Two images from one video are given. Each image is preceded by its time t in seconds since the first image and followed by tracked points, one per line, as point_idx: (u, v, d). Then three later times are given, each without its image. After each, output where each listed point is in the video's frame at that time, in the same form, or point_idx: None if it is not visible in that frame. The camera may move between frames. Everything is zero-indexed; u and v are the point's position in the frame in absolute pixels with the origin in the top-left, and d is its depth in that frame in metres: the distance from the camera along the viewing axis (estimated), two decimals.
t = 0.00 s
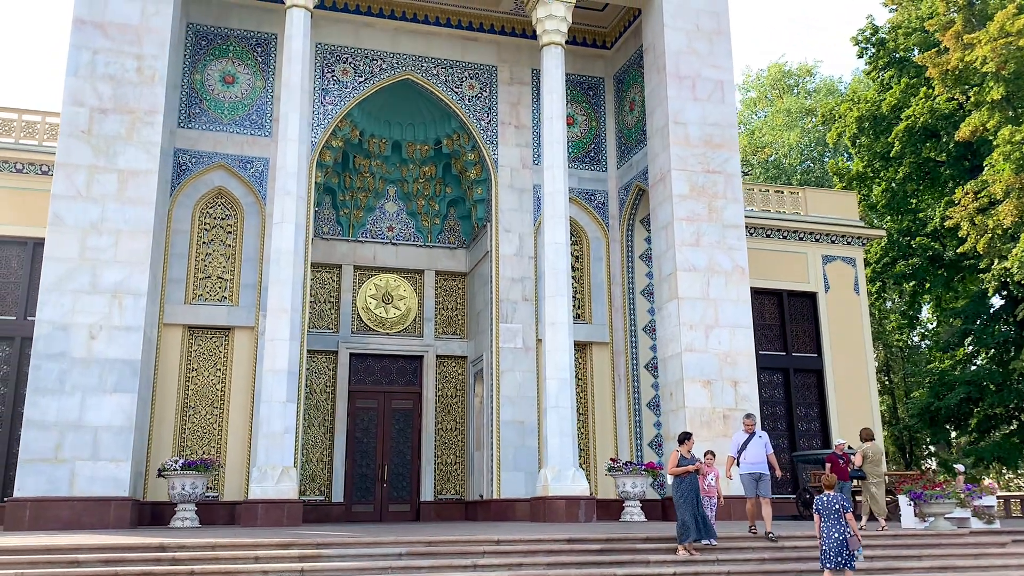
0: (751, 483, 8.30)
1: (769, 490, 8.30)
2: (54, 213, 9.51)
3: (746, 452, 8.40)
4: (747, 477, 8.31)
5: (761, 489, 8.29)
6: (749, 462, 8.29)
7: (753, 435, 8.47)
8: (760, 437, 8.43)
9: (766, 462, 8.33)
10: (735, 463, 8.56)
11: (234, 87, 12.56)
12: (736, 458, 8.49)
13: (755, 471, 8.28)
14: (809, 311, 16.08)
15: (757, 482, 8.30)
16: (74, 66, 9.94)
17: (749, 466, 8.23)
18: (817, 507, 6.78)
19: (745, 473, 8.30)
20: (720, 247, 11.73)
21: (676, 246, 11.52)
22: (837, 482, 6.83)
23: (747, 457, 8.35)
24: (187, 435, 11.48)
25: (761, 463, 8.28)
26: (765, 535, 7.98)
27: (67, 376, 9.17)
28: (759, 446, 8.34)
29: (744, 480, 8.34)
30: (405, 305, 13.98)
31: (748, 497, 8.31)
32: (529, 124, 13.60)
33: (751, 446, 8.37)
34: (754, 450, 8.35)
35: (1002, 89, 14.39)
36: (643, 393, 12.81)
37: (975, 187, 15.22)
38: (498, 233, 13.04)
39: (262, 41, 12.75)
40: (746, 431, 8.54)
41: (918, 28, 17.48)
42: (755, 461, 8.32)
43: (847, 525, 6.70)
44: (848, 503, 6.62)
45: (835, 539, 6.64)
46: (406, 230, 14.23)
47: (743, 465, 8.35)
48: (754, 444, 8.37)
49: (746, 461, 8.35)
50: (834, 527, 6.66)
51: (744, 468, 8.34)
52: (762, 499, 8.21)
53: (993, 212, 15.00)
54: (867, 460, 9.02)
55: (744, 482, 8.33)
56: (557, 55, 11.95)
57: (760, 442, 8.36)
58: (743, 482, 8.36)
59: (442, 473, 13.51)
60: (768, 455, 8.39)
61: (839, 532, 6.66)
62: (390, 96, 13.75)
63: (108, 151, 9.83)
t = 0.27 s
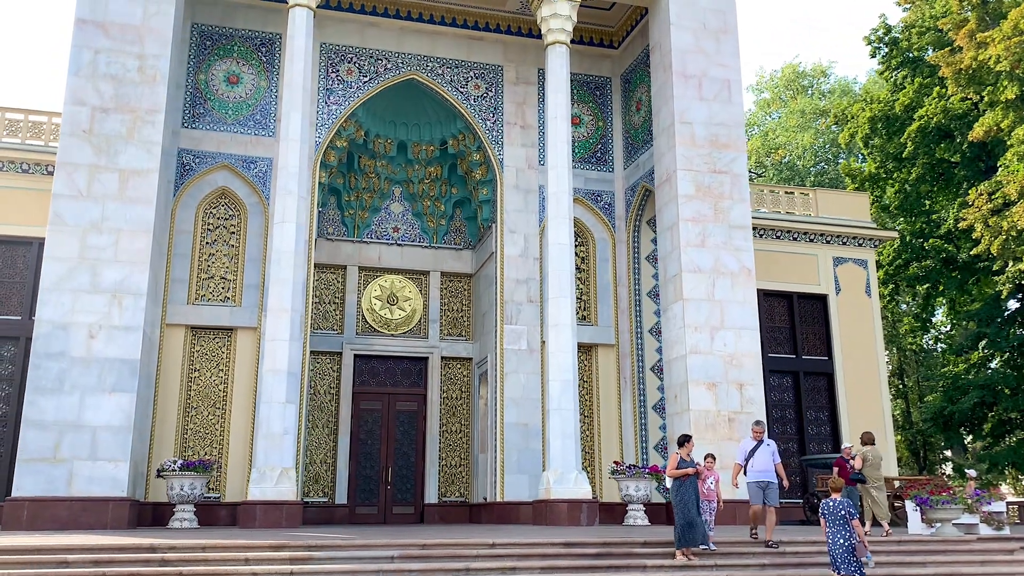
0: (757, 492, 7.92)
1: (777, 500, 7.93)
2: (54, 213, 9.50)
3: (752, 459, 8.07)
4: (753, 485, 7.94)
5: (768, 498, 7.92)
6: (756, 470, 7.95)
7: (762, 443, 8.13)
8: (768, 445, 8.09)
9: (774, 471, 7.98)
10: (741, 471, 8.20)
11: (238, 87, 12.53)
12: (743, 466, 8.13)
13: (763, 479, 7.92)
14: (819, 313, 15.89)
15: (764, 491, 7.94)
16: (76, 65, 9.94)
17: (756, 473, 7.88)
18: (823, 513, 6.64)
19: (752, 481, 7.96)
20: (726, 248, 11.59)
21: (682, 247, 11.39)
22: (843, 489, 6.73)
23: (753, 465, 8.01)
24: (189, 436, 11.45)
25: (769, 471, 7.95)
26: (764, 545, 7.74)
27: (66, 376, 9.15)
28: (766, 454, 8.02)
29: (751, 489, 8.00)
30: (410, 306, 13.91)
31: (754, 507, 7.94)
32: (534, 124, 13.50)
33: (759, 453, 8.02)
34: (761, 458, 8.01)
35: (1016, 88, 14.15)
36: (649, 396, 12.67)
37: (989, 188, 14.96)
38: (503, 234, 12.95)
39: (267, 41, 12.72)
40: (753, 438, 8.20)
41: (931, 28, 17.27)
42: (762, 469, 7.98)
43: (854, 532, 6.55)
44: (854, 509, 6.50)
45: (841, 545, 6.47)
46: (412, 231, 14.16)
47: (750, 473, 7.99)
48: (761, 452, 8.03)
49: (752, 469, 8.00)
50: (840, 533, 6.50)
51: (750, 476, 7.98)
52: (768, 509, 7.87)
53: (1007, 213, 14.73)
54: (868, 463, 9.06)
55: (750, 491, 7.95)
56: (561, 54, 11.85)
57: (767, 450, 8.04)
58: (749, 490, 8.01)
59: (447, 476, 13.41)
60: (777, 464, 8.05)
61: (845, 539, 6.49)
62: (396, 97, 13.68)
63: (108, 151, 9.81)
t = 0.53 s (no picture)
0: (758, 495, 7.56)
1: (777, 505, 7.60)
2: (55, 210, 9.53)
3: (753, 463, 7.69)
4: (754, 488, 7.57)
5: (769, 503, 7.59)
6: (758, 473, 7.60)
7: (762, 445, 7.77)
8: (770, 447, 7.73)
9: (775, 475, 7.64)
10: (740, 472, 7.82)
11: (243, 86, 12.54)
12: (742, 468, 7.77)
13: (765, 483, 7.57)
14: (828, 317, 15.74)
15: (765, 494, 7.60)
16: (78, 63, 9.96)
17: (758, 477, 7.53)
18: (821, 517, 6.53)
19: (754, 485, 7.57)
20: (731, 249, 11.49)
21: (685, 248, 11.31)
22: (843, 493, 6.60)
23: (754, 468, 7.65)
24: (190, 434, 11.45)
25: (771, 475, 7.59)
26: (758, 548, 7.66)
27: (65, 373, 9.16)
28: (768, 457, 7.64)
29: (750, 492, 7.61)
30: (414, 306, 13.87)
31: (754, 511, 7.59)
32: (540, 124, 13.44)
33: (760, 456, 7.66)
34: (763, 461, 7.65)
35: None
36: (653, 398, 12.57)
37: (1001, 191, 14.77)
38: (507, 234, 12.91)
39: (272, 40, 12.72)
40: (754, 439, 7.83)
41: (943, 29, 17.09)
42: (763, 472, 7.64)
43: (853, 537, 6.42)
44: (853, 514, 6.38)
45: (838, 550, 6.37)
46: (416, 231, 14.13)
47: (751, 476, 7.63)
48: (763, 455, 7.67)
49: (753, 472, 7.65)
50: (838, 538, 6.39)
51: (752, 478, 7.61)
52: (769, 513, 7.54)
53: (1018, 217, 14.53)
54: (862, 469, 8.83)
55: (751, 494, 7.59)
56: (566, 54, 11.79)
57: (769, 453, 7.66)
58: (749, 493, 7.63)
59: (449, 477, 13.36)
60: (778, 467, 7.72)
61: (843, 544, 6.39)
62: (401, 96, 13.66)
63: (110, 148, 9.83)
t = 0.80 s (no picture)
0: (761, 505, 7.34)
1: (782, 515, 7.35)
2: (60, 210, 9.57)
3: (755, 471, 7.49)
4: (756, 498, 7.36)
5: (772, 513, 7.35)
6: (760, 482, 7.39)
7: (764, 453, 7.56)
8: (772, 456, 7.53)
9: (778, 484, 7.41)
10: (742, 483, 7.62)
11: (251, 88, 12.56)
12: (745, 478, 7.58)
13: (766, 492, 7.35)
14: (839, 320, 15.57)
15: (768, 504, 7.37)
16: (84, 64, 10.01)
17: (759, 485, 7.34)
18: (823, 522, 6.39)
19: (755, 494, 7.37)
20: (738, 252, 11.38)
21: (691, 250, 11.21)
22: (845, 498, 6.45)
23: (756, 477, 7.45)
24: (195, 434, 11.47)
25: (772, 484, 7.37)
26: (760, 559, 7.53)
27: (68, 373, 9.20)
28: (769, 465, 7.45)
29: (753, 503, 7.39)
30: (421, 308, 13.84)
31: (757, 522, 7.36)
32: (547, 125, 13.38)
33: (761, 464, 7.46)
34: (764, 470, 7.45)
35: None
36: (660, 401, 12.47)
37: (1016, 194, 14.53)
38: (513, 236, 12.86)
39: (280, 42, 12.74)
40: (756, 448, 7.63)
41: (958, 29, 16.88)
42: (765, 482, 7.42)
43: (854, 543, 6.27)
44: (855, 519, 6.24)
45: (839, 556, 6.22)
46: (424, 232, 14.11)
47: (752, 486, 7.43)
48: (764, 463, 7.47)
49: (754, 481, 7.45)
50: (839, 543, 6.24)
51: (753, 488, 7.41)
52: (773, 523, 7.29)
53: None
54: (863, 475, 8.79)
55: (753, 504, 7.37)
56: (572, 55, 11.73)
57: (770, 461, 7.46)
58: (751, 504, 7.40)
59: (455, 479, 13.32)
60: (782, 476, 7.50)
61: (844, 550, 6.24)
62: (408, 98, 13.64)
63: (114, 149, 9.86)
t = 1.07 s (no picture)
0: (763, 516, 7.18)
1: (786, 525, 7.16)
2: (66, 209, 9.59)
3: (756, 481, 7.32)
4: (758, 508, 7.20)
5: (775, 522, 7.17)
6: (761, 492, 7.22)
7: (765, 462, 7.39)
8: (773, 464, 7.36)
9: (780, 492, 7.23)
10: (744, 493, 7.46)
11: (260, 87, 12.56)
12: (746, 488, 7.41)
13: (768, 502, 7.19)
14: (854, 324, 15.35)
15: (770, 514, 7.20)
16: (92, 64, 10.03)
17: (760, 495, 7.17)
18: (828, 528, 6.26)
19: (756, 504, 7.20)
20: (748, 253, 11.23)
21: (701, 251, 11.08)
22: (850, 504, 6.34)
23: (756, 487, 7.27)
24: (202, 434, 11.48)
25: (773, 493, 7.19)
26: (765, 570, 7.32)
27: (72, 371, 9.21)
28: (770, 474, 7.27)
29: (755, 513, 7.22)
30: (430, 309, 13.79)
31: (760, 532, 7.19)
32: (557, 125, 13.29)
33: (761, 474, 7.30)
34: (764, 479, 7.28)
35: None
36: (670, 404, 12.34)
37: None
38: (522, 237, 12.77)
39: (290, 41, 12.74)
40: (756, 457, 7.47)
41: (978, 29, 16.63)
42: (767, 491, 7.24)
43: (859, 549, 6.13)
44: (862, 524, 6.12)
45: (845, 562, 6.08)
46: (433, 233, 14.05)
47: (753, 496, 7.26)
48: (764, 472, 7.30)
49: (755, 491, 7.28)
50: (845, 549, 6.11)
51: (754, 499, 7.24)
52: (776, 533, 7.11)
53: None
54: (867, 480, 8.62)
55: (755, 514, 7.21)
56: (582, 54, 11.63)
57: (772, 470, 7.30)
58: (754, 515, 7.23)
59: (463, 481, 13.24)
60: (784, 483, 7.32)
61: (850, 556, 6.10)
62: (418, 97, 13.59)
63: (121, 148, 9.88)
